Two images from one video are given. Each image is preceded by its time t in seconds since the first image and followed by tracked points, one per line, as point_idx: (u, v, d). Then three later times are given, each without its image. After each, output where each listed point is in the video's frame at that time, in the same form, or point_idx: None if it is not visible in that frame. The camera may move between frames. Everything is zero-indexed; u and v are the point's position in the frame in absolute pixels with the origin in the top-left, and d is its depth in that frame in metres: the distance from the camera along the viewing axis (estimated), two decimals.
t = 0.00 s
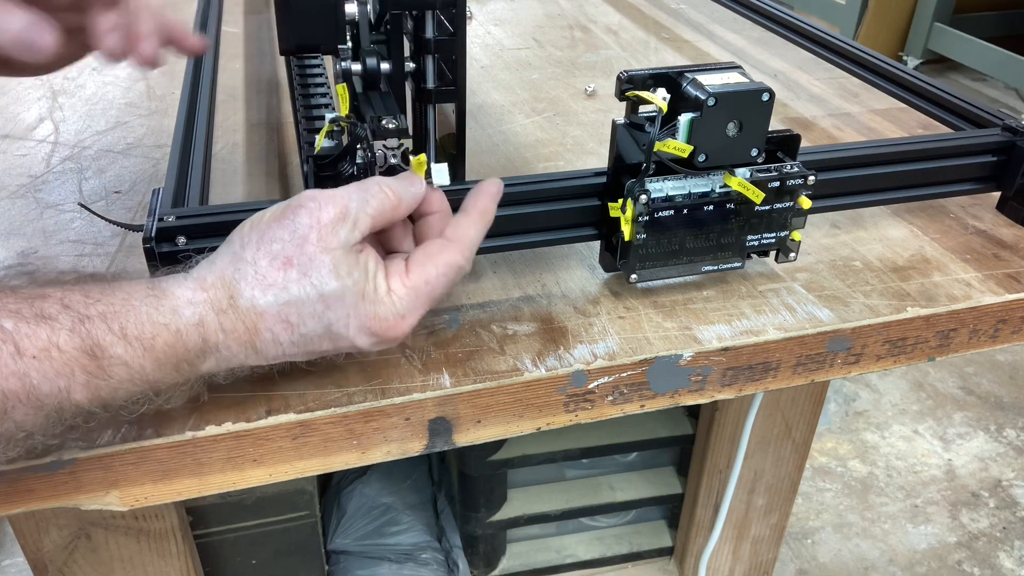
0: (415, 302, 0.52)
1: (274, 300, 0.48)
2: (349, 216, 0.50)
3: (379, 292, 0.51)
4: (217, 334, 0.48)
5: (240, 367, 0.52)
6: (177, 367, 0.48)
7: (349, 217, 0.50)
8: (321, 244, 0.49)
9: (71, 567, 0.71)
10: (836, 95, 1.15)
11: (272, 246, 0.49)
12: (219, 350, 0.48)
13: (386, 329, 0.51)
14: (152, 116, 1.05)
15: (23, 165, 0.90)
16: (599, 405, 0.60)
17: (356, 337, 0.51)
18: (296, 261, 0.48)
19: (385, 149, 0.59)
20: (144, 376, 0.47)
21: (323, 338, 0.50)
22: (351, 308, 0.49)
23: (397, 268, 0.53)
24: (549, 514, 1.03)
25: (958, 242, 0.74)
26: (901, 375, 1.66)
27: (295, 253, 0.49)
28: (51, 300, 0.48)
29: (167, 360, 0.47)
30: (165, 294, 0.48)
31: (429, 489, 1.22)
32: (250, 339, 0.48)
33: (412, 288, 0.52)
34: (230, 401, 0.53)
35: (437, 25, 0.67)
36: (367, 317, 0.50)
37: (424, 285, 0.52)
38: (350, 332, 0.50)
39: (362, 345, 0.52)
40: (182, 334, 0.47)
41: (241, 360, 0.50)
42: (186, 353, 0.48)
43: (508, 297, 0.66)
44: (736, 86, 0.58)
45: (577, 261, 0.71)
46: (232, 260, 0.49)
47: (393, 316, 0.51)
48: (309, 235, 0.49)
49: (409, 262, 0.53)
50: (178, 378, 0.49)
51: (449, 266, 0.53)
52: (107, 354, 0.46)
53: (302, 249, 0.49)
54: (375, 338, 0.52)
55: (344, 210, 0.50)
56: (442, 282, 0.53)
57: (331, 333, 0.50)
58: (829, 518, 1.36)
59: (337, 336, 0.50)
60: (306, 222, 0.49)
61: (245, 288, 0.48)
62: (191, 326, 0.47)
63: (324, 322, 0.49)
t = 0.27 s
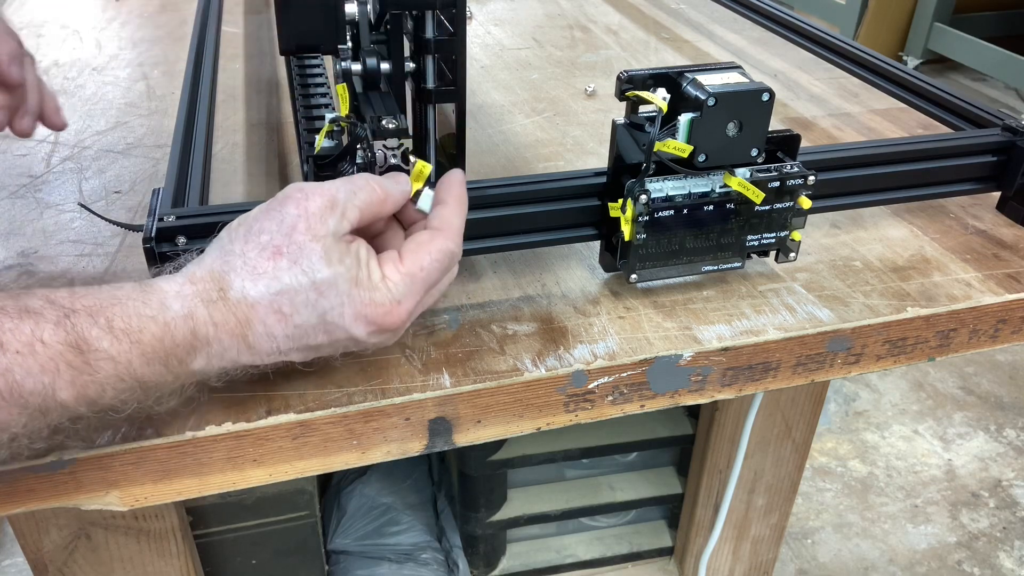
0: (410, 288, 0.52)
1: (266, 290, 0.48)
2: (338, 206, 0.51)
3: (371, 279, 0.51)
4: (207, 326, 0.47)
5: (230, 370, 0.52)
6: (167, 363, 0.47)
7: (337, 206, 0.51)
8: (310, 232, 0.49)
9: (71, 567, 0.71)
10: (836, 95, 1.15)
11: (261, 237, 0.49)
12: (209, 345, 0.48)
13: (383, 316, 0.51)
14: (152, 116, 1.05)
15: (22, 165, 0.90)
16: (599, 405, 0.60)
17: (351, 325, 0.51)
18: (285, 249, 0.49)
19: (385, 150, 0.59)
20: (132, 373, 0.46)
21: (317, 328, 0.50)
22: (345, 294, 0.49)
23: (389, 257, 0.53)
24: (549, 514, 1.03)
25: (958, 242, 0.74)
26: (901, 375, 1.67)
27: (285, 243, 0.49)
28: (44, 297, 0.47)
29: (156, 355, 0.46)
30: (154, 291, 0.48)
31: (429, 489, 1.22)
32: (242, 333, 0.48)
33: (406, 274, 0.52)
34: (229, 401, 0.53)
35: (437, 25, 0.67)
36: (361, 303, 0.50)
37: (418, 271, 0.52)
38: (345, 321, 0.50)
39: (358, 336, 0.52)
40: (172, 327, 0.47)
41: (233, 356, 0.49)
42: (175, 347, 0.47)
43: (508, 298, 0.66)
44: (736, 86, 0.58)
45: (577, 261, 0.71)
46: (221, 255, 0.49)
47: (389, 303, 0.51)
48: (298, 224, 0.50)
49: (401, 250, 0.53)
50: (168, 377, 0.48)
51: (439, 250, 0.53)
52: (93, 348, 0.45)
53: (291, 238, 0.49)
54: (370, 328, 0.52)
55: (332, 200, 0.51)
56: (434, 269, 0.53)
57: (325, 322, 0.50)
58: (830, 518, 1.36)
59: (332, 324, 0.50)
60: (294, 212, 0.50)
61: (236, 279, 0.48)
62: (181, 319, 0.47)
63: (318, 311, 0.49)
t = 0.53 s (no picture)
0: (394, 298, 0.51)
1: (243, 286, 0.47)
2: (323, 207, 0.50)
3: (355, 285, 0.50)
4: (181, 318, 0.46)
5: (205, 367, 0.51)
6: (138, 352, 0.47)
7: (322, 207, 0.50)
8: (292, 230, 0.49)
9: (71, 567, 0.71)
10: (836, 95, 1.15)
11: (242, 234, 0.49)
12: (183, 337, 0.47)
13: (363, 322, 0.50)
14: (152, 116, 1.05)
15: (22, 165, 0.90)
16: (599, 405, 0.60)
17: (331, 330, 0.49)
18: (266, 248, 0.48)
19: (385, 150, 0.58)
20: (102, 359, 0.46)
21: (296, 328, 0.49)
22: (325, 296, 0.48)
23: (376, 264, 0.52)
24: (549, 514, 1.03)
25: (958, 242, 0.74)
26: (901, 375, 1.66)
27: (265, 241, 0.48)
28: (22, 281, 0.47)
29: (126, 343, 0.46)
30: (130, 280, 0.48)
31: (429, 489, 1.22)
32: (217, 328, 0.47)
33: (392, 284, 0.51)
34: (229, 400, 0.53)
35: (437, 25, 0.67)
36: (341, 308, 0.49)
37: (404, 284, 0.51)
38: (323, 323, 0.49)
39: (337, 340, 0.50)
40: (145, 317, 0.46)
41: (207, 353, 0.48)
42: (147, 337, 0.46)
43: (508, 298, 0.66)
44: (736, 86, 0.58)
45: (577, 261, 0.71)
46: (200, 250, 0.49)
47: (370, 310, 0.50)
48: (280, 222, 0.49)
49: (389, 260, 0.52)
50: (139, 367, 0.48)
51: (431, 268, 0.52)
52: (63, 332, 0.46)
53: (272, 236, 0.48)
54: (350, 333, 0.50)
55: (318, 201, 0.50)
56: (422, 284, 0.52)
57: (303, 323, 0.49)
58: (830, 518, 1.36)
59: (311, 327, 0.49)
60: (277, 209, 0.49)
61: (215, 275, 0.47)
62: (155, 308, 0.46)
63: (295, 311, 0.48)
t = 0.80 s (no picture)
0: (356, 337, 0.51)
1: (204, 302, 0.46)
2: (300, 237, 0.50)
3: (320, 316, 0.50)
4: (133, 323, 0.45)
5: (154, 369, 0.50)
6: (80, 350, 0.45)
7: (300, 234, 0.50)
8: (265, 252, 0.48)
9: (71, 567, 0.71)
10: (836, 95, 1.15)
11: (213, 247, 0.48)
12: (131, 340, 0.46)
13: (320, 355, 0.50)
14: (152, 116, 1.05)
15: (22, 165, 0.90)
16: (599, 406, 0.60)
17: (285, 358, 0.49)
18: (235, 265, 0.47)
19: (386, 150, 0.57)
20: (38, 348, 0.44)
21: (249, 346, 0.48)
22: (287, 326, 0.48)
23: (349, 297, 0.52)
24: (549, 514, 1.03)
25: (958, 242, 0.74)
26: (901, 375, 1.66)
27: (235, 258, 0.47)
28: None
29: (68, 338, 0.45)
30: (84, 272, 0.46)
31: (429, 489, 1.22)
32: (170, 339, 0.47)
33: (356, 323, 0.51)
34: (229, 400, 0.53)
35: (437, 24, 0.67)
36: (300, 338, 0.49)
37: (369, 327, 0.52)
38: (280, 350, 0.49)
39: (290, 366, 0.50)
40: (93, 315, 0.45)
41: (152, 359, 0.48)
42: (92, 337, 0.45)
43: (508, 298, 0.66)
44: (736, 86, 0.58)
45: (577, 261, 0.71)
46: (165, 253, 0.48)
47: (331, 344, 0.50)
48: (253, 241, 0.48)
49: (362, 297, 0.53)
50: (78, 362, 0.46)
51: (401, 318, 0.53)
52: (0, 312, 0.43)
53: (243, 255, 0.47)
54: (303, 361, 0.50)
55: (296, 226, 0.50)
56: (387, 331, 0.53)
57: (258, 347, 0.48)
58: (830, 518, 1.36)
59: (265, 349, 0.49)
60: (253, 228, 0.48)
61: (177, 285, 0.46)
62: (106, 308, 0.45)
63: (254, 336, 0.48)
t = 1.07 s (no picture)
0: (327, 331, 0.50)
1: (174, 290, 0.45)
2: (273, 232, 0.49)
3: (292, 310, 0.48)
4: (98, 308, 0.44)
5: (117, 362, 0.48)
6: (45, 337, 0.43)
7: (274, 231, 0.49)
8: (236, 244, 0.47)
9: (71, 567, 0.71)
10: (837, 95, 1.15)
11: (183, 235, 0.46)
12: (97, 327, 0.44)
13: (290, 349, 0.49)
14: (152, 116, 1.05)
15: (22, 165, 0.90)
16: (599, 406, 0.60)
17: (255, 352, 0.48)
18: (206, 254, 0.46)
19: (385, 150, 0.57)
20: None
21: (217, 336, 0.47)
22: (257, 318, 0.47)
23: (321, 293, 0.51)
24: (549, 514, 1.03)
25: (958, 242, 0.74)
26: (901, 376, 1.67)
27: (205, 248, 0.46)
28: None
29: (32, 324, 0.43)
30: (48, 257, 0.44)
31: (429, 489, 1.22)
32: (136, 326, 0.45)
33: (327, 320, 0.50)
34: (229, 400, 0.53)
35: (437, 25, 0.67)
36: (270, 331, 0.48)
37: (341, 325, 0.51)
38: (249, 342, 0.47)
39: (258, 360, 0.49)
40: (57, 299, 0.43)
41: (117, 349, 0.45)
42: (56, 323, 0.43)
43: (508, 297, 0.66)
44: (736, 86, 0.58)
45: (577, 261, 0.71)
46: (132, 241, 0.46)
47: (301, 339, 0.49)
48: (225, 232, 0.47)
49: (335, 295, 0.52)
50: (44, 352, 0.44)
51: (373, 315, 0.52)
52: None
53: (215, 245, 0.46)
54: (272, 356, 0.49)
55: (271, 221, 0.49)
56: (358, 329, 0.52)
57: (227, 339, 0.47)
58: (830, 518, 1.36)
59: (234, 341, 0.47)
60: (226, 219, 0.47)
61: (145, 272, 0.45)
62: (72, 291, 0.43)
63: (224, 326, 0.46)
